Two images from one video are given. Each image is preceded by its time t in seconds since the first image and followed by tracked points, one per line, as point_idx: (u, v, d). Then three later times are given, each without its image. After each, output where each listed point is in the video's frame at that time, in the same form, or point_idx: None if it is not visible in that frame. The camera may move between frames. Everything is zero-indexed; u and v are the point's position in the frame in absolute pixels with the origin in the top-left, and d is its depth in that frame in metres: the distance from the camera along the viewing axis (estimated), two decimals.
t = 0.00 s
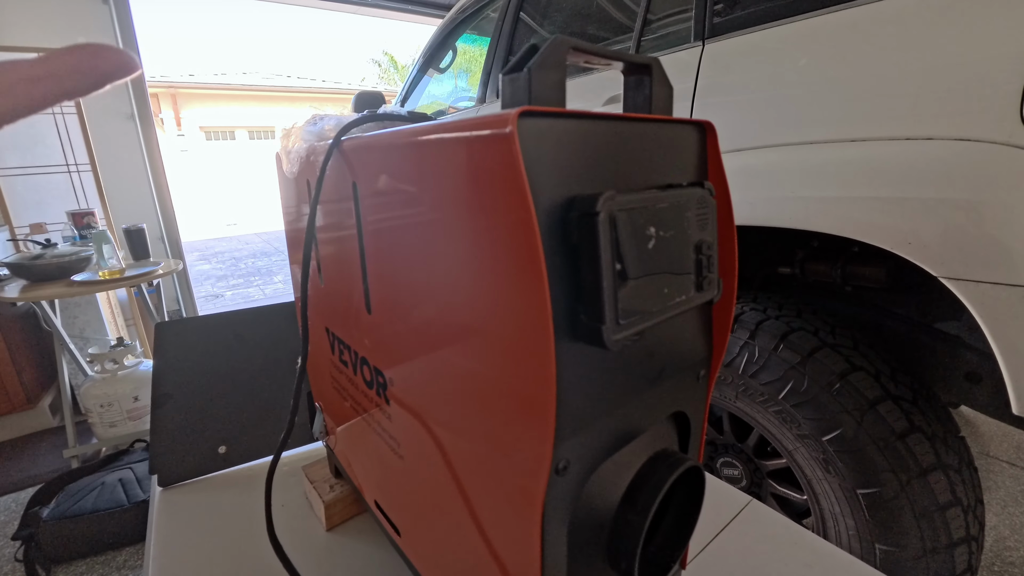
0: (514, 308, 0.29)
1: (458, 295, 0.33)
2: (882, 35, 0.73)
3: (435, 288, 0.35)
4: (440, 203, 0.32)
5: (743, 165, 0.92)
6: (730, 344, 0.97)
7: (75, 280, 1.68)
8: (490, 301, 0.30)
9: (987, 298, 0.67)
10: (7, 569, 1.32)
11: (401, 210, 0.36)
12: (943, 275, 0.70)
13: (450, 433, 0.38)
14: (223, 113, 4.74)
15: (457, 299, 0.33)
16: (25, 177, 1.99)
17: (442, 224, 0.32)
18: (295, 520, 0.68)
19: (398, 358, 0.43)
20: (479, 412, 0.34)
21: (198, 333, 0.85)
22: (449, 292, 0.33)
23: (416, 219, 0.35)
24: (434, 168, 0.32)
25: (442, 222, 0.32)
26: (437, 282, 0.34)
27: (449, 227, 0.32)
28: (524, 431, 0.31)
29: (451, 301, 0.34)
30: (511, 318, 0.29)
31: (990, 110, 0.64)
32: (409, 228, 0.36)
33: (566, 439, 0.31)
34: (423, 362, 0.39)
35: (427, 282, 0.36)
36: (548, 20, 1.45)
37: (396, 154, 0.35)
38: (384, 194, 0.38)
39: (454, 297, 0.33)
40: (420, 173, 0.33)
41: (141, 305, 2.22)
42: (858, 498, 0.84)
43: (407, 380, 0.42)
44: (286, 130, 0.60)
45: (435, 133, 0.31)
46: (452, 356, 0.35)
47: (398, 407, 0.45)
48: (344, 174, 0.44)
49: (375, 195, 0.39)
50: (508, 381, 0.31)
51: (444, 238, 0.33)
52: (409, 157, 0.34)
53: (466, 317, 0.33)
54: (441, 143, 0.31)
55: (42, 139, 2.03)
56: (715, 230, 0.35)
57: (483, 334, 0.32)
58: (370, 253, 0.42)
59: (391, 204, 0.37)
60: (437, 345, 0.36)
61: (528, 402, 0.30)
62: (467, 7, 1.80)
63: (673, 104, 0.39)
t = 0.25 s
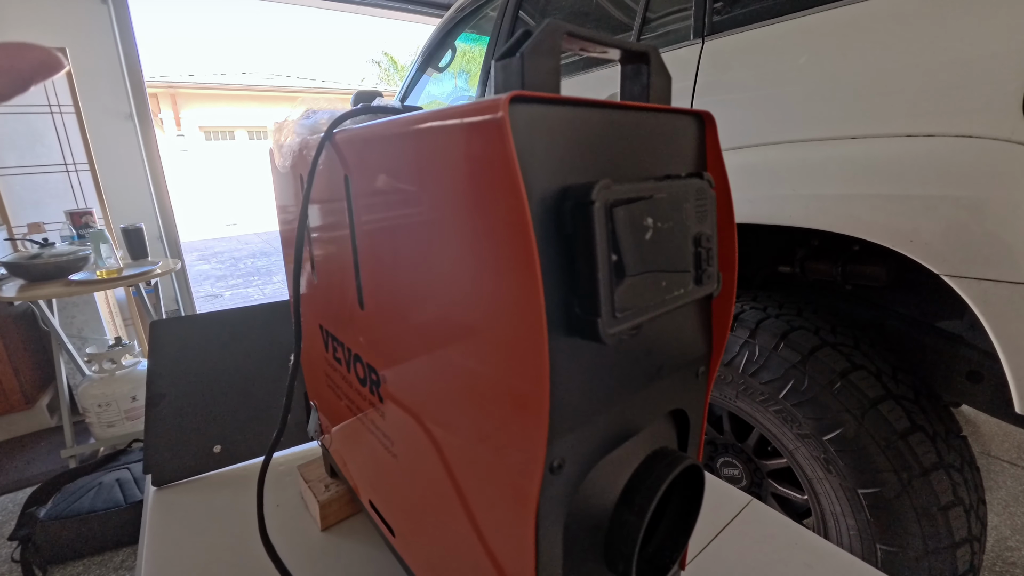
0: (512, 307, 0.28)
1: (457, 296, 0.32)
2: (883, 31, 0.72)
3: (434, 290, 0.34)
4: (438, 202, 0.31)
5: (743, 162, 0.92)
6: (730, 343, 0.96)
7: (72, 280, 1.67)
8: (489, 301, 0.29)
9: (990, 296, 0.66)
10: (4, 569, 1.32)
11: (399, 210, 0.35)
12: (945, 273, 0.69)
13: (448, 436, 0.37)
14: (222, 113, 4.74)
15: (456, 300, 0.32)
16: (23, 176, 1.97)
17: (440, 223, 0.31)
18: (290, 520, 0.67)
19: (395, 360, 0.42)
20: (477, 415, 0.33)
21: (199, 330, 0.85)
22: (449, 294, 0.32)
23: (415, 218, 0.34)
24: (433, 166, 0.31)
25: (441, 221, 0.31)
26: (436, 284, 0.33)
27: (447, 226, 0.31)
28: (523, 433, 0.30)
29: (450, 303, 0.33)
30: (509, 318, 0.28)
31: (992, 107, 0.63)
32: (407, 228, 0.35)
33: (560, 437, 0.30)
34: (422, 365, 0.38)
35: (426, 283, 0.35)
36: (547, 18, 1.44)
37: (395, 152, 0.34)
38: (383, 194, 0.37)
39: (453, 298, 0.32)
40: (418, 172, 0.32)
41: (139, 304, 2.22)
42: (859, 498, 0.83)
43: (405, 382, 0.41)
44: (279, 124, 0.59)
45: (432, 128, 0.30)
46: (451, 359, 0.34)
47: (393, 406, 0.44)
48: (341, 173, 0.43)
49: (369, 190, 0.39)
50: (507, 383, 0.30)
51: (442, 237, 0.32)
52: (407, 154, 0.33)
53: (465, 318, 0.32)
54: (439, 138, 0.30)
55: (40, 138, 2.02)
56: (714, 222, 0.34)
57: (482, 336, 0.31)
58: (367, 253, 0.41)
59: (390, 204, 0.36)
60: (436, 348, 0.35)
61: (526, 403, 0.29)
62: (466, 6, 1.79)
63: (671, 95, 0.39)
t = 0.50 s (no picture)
0: (509, 307, 0.27)
1: (455, 297, 0.31)
2: (882, 30, 0.72)
3: (433, 292, 0.33)
4: (437, 201, 0.30)
5: (741, 162, 0.91)
6: (729, 343, 0.96)
7: (70, 280, 1.66)
8: (486, 303, 0.29)
9: (990, 295, 0.66)
10: None
11: (399, 210, 0.35)
12: (944, 273, 0.69)
13: (446, 439, 0.36)
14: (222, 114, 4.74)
15: (455, 301, 0.31)
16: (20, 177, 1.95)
17: (439, 223, 0.31)
18: (285, 522, 0.66)
19: (393, 362, 0.41)
20: (474, 418, 0.32)
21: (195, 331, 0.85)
22: (448, 296, 0.32)
23: (414, 218, 0.33)
24: (432, 164, 0.30)
25: (439, 220, 0.30)
26: (435, 285, 0.33)
27: (445, 226, 0.30)
28: (519, 437, 0.29)
29: (449, 305, 0.32)
30: (506, 318, 0.28)
31: (990, 105, 0.63)
32: (407, 228, 0.34)
33: (552, 438, 0.30)
34: (420, 368, 0.37)
35: (425, 284, 0.34)
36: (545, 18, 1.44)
37: (394, 150, 0.34)
38: (382, 194, 0.36)
39: (451, 299, 0.31)
40: (418, 170, 0.32)
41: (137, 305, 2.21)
42: (859, 498, 0.83)
43: (403, 385, 0.40)
44: (272, 122, 0.59)
45: (430, 124, 0.30)
46: (450, 362, 0.33)
47: (389, 406, 0.44)
48: (340, 172, 0.42)
49: (365, 189, 0.38)
50: (505, 386, 0.29)
51: (441, 237, 0.31)
52: (407, 153, 0.32)
53: (463, 320, 0.31)
54: (437, 135, 0.29)
55: (37, 138, 2.01)
56: (710, 220, 0.34)
57: (480, 337, 0.30)
58: (365, 253, 0.41)
59: (389, 203, 0.36)
60: (434, 351, 0.35)
61: (523, 405, 0.28)
62: (465, 5, 1.78)
63: (666, 91, 0.38)
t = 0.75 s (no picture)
0: (504, 315, 0.26)
1: (454, 302, 0.30)
2: (879, 33, 0.72)
3: (432, 296, 0.32)
4: (435, 204, 0.30)
5: (738, 165, 0.91)
6: (726, 346, 0.95)
7: (67, 283, 1.65)
8: (484, 309, 0.28)
9: (987, 299, 0.66)
10: None
11: (399, 211, 0.34)
12: (942, 277, 0.68)
13: (443, 446, 0.35)
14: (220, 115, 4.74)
15: (453, 306, 0.31)
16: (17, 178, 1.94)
17: (437, 226, 0.30)
18: (280, 528, 0.66)
19: (390, 366, 0.40)
20: (470, 426, 0.32)
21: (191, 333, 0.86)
22: (447, 300, 0.31)
23: (414, 220, 0.32)
24: (429, 168, 0.29)
25: (438, 224, 0.30)
26: (434, 288, 0.32)
27: (443, 230, 0.29)
28: (514, 448, 0.28)
29: (448, 309, 0.31)
30: (501, 327, 0.27)
31: (987, 109, 0.63)
32: (406, 230, 0.34)
33: (542, 451, 0.30)
34: (419, 372, 0.36)
35: (424, 288, 0.33)
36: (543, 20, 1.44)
37: (391, 154, 0.33)
38: (382, 194, 0.35)
39: (450, 304, 0.31)
40: (416, 172, 0.31)
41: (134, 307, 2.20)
42: (857, 502, 0.83)
43: (400, 390, 0.40)
44: (265, 128, 0.59)
45: (426, 128, 0.29)
46: (448, 368, 0.33)
47: (384, 412, 0.43)
48: (338, 173, 0.41)
49: (362, 193, 0.38)
50: (501, 395, 0.28)
51: (440, 240, 0.30)
52: (406, 155, 0.32)
53: (461, 325, 0.30)
54: (432, 139, 0.28)
55: (35, 139, 2.00)
56: (703, 228, 0.33)
57: (477, 345, 0.29)
58: (363, 255, 0.40)
59: (388, 205, 0.35)
60: (433, 356, 0.34)
61: (517, 416, 0.28)
62: (463, 7, 1.78)
63: (660, 98, 0.38)
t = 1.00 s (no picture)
0: (505, 321, 0.26)
1: (454, 306, 0.30)
2: (880, 34, 0.71)
3: (432, 299, 0.32)
4: (435, 205, 0.29)
5: (738, 166, 0.91)
6: (726, 348, 0.95)
7: (62, 285, 1.64)
8: (484, 313, 0.27)
9: (989, 302, 0.65)
10: None
11: (398, 213, 0.33)
12: (944, 279, 0.68)
13: (442, 453, 0.35)
14: (218, 117, 4.74)
15: (453, 310, 0.30)
16: (12, 178, 1.95)
17: (437, 228, 0.29)
18: (275, 535, 0.65)
19: (388, 371, 0.40)
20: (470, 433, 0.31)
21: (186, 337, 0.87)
22: (447, 304, 0.30)
23: (413, 222, 0.31)
24: (429, 169, 0.29)
25: (437, 226, 0.29)
26: (434, 292, 0.31)
27: (443, 231, 0.29)
28: (514, 456, 0.28)
29: (448, 314, 0.30)
30: (501, 332, 0.26)
31: (989, 110, 0.62)
32: (405, 232, 0.33)
33: (543, 462, 0.29)
34: (418, 378, 0.35)
35: (423, 291, 0.32)
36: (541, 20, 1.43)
37: (389, 154, 0.33)
38: (381, 195, 0.34)
39: (450, 308, 0.30)
40: (415, 173, 0.30)
41: (131, 310, 2.19)
42: (858, 506, 0.82)
43: (399, 395, 0.39)
44: (259, 129, 0.58)
45: (425, 129, 0.28)
46: (448, 374, 0.32)
47: (382, 418, 0.42)
48: (335, 175, 0.40)
49: (361, 195, 0.37)
50: (502, 403, 0.28)
51: (440, 243, 0.29)
52: (405, 155, 0.31)
53: (461, 330, 0.29)
54: (432, 140, 0.28)
55: (31, 140, 2.01)
56: (707, 233, 0.33)
57: (477, 350, 0.28)
58: (361, 258, 0.39)
59: (387, 206, 0.34)
60: (432, 361, 0.33)
61: (518, 423, 0.27)
62: (461, 8, 1.78)
63: (662, 99, 0.37)
